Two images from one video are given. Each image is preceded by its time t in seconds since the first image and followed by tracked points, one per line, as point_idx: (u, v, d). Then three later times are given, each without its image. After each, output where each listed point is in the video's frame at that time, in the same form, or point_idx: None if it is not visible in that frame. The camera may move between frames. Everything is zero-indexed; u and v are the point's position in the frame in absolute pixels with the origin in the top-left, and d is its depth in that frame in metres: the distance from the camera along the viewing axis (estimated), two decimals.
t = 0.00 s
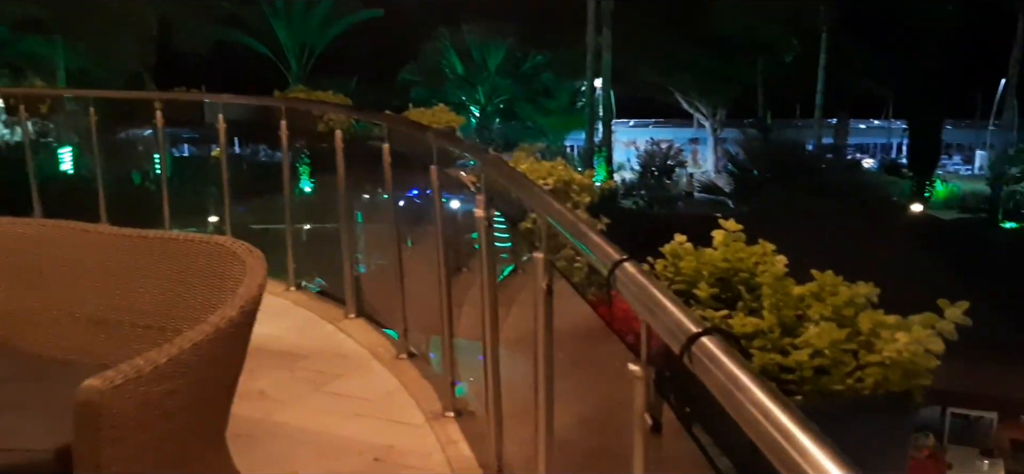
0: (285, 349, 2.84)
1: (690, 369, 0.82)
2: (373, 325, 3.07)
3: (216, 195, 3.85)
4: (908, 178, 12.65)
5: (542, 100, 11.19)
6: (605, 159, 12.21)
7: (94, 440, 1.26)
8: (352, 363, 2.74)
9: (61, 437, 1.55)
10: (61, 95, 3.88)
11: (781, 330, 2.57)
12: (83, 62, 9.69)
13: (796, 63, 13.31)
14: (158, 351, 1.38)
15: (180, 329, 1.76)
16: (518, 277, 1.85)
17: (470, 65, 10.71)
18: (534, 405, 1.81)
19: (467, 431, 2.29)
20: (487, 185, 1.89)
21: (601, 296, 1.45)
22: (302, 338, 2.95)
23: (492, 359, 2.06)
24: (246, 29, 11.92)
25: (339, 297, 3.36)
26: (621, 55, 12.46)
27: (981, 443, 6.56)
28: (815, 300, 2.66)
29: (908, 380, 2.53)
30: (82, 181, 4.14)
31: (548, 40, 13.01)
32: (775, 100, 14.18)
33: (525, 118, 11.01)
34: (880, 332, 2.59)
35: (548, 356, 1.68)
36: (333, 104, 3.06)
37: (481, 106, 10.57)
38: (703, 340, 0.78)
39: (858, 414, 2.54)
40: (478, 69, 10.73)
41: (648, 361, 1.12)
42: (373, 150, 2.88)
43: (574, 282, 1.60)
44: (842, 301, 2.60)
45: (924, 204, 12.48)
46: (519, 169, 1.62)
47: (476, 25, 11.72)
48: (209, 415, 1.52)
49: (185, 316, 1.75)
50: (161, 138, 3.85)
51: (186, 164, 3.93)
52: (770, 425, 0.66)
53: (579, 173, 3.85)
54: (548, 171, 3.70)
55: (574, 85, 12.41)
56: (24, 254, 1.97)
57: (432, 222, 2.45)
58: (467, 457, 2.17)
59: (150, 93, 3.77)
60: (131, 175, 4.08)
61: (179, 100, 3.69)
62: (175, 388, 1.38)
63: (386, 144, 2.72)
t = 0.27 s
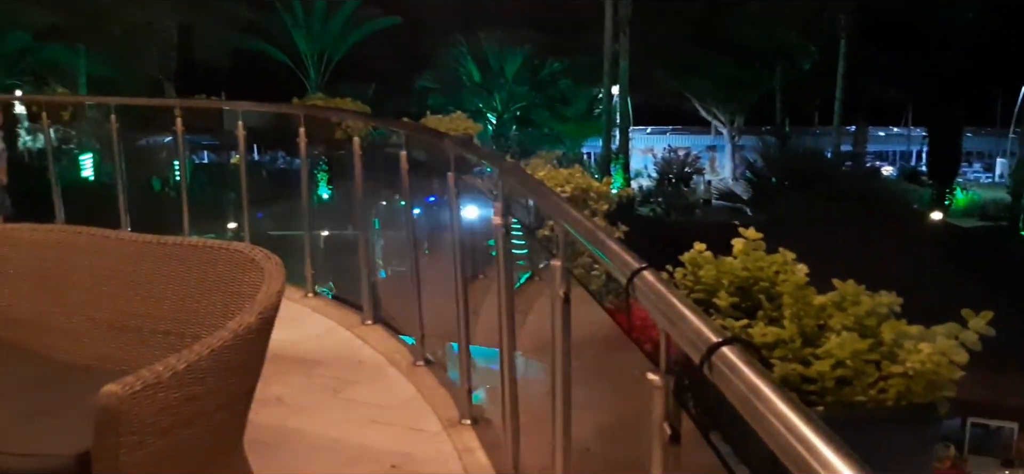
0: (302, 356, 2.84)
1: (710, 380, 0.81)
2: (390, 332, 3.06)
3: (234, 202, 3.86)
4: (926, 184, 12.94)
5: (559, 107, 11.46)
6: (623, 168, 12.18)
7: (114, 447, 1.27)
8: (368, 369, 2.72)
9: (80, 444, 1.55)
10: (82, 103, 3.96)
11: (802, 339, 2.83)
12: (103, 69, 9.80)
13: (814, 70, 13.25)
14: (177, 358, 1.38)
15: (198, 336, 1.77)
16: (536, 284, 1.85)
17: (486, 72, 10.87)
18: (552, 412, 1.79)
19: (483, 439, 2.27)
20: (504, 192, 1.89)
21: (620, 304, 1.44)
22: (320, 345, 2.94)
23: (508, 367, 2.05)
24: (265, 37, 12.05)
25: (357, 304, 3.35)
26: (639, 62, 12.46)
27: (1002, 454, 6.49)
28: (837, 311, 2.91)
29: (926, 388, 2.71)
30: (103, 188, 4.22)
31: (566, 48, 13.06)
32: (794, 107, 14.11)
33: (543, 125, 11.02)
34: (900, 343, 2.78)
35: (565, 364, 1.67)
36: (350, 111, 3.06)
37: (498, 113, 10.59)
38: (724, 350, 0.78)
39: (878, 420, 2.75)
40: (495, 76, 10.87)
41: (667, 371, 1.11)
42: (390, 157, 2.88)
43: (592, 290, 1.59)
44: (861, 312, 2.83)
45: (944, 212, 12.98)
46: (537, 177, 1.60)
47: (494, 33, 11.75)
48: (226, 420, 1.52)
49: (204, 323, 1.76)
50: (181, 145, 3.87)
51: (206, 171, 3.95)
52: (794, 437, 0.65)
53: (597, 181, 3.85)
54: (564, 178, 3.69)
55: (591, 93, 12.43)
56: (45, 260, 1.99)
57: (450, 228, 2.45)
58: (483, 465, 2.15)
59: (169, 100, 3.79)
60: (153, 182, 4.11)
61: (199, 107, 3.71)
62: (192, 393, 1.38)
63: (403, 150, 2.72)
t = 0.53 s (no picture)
0: (316, 362, 2.83)
1: (723, 390, 0.80)
2: (403, 339, 3.06)
3: (247, 208, 3.88)
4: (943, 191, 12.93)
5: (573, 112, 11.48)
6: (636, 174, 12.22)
7: (127, 454, 1.28)
8: (380, 375, 2.71)
9: (95, 449, 1.56)
10: (98, 110, 4.02)
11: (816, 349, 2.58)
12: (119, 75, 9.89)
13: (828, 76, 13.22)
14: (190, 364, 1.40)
15: (210, 342, 1.78)
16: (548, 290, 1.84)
17: (499, 80, 10.83)
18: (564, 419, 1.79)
19: (496, 447, 2.26)
20: (516, 200, 1.88)
21: (631, 312, 1.43)
22: (332, 350, 2.94)
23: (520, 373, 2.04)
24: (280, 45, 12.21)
25: (369, 310, 3.36)
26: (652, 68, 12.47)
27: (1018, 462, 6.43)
28: (851, 317, 2.63)
29: (950, 399, 2.48)
30: (118, 194, 4.27)
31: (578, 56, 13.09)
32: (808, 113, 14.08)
33: (556, 131, 11.03)
34: (918, 352, 2.53)
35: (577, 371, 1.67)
36: (363, 117, 3.06)
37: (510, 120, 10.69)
38: (737, 359, 0.77)
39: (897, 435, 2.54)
40: (508, 82, 10.86)
41: (680, 379, 1.11)
42: (403, 163, 2.89)
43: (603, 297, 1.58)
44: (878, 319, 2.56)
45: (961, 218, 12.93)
46: (548, 183, 1.60)
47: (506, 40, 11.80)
48: (238, 426, 1.52)
49: (216, 330, 1.77)
50: (195, 151, 3.90)
51: (219, 178, 3.96)
52: (804, 447, 0.64)
53: (610, 187, 3.86)
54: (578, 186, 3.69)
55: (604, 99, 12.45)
56: (59, 266, 2.01)
57: (461, 234, 2.45)
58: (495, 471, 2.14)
59: (184, 106, 3.81)
60: (166, 188, 4.15)
61: (213, 114, 3.73)
62: (201, 399, 1.39)
63: (416, 158, 2.72)
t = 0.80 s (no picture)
0: (325, 367, 2.82)
1: (736, 399, 0.79)
2: (413, 344, 3.04)
3: (259, 213, 3.88)
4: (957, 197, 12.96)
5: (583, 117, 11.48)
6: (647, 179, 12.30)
7: (136, 459, 1.28)
8: (390, 381, 2.70)
9: (103, 453, 1.55)
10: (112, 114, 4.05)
11: (830, 357, 2.81)
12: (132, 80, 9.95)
13: (840, 82, 13.16)
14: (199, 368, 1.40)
15: (220, 346, 1.78)
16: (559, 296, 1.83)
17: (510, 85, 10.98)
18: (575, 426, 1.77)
19: (506, 454, 2.24)
20: (528, 206, 1.87)
21: (643, 318, 1.42)
22: (341, 356, 2.93)
23: (530, 380, 2.03)
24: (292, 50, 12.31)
25: (379, 316, 3.34)
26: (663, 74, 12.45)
27: None
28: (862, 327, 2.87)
29: (959, 405, 2.72)
30: (129, 199, 4.28)
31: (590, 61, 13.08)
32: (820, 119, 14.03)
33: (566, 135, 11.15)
34: (932, 361, 2.78)
35: (588, 377, 1.65)
36: (374, 123, 3.06)
37: (522, 125, 10.78)
38: (750, 368, 0.76)
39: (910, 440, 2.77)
40: (520, 88, 10.95)
41: (692, 387, 1.09)
42: (413, 168, 2.88)
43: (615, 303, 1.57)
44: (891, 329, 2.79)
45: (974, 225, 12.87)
46: (558, 188, 1.59)
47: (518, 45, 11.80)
48: (247, 432, 1.52)
49: (226, 334, 1.77)
50: (206, 156, 3.91)
51: (230, 182, 3.96)
52: (818, 458, 0.63)
53: (621, 193, 3.83)
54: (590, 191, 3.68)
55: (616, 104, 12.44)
56: (68, 271, 2.01)
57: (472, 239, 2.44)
58: None
59: (196, 111, 3.83)
60: (178, 193, 4.15)
61: (224, 119, 3.74)
62: (210, 404, 1.39)
63: (426, 162, 2.72)
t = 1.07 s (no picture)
0: (336, 373, 2.81)
1: (759, 411, 0.77)
2: (424, 350, 3.02)
3: (270, 218, 3.89)
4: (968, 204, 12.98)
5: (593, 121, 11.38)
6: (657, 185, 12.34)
7: (145, 462, 1.28)
8: (401, 387, 2.68)
9: (113, 459, 1.55)
10: (125, 118, 4.08)
11: (855, 369, 2.52)
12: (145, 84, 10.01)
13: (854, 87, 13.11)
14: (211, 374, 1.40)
15: (230, 352, 1.78)
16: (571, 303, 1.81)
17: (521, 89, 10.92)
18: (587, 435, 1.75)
19: (517, 461, 2.22)
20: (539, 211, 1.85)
21: (658, 325, 1.40)
22: (352, 361, 2.91)
23: (543, 386, 2.01)
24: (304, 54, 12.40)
25: (389, 320, 3.33)
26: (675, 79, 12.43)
27: None
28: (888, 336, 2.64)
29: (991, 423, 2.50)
30: (139, 203, 4.31)
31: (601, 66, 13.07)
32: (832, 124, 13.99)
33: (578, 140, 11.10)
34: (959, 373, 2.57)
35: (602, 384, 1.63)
36: (385, 127, 3.06)
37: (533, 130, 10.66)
38: (772, 379, 0.74)
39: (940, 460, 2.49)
40: (530, 92, 10.88)
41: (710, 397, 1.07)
42: (425, 172, 2.87)
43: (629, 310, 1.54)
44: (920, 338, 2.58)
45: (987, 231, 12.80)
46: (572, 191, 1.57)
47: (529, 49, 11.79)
48: (255, 439, 1.51)
49: (236, 340, 1.77)
50: (217, 160, 3.92)
51: (240, 187, 3.96)
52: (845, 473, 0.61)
53: (635, 199, 3.83)
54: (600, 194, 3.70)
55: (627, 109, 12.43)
56: (77, 274, 2.01)
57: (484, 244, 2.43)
58: None
59: (208, 116, 3.84)
60: (188, 197, 4.15)
61: (235, 123, 3.75)
62: (219, 410, 1.39)
63: (438, 167, 2.71)
